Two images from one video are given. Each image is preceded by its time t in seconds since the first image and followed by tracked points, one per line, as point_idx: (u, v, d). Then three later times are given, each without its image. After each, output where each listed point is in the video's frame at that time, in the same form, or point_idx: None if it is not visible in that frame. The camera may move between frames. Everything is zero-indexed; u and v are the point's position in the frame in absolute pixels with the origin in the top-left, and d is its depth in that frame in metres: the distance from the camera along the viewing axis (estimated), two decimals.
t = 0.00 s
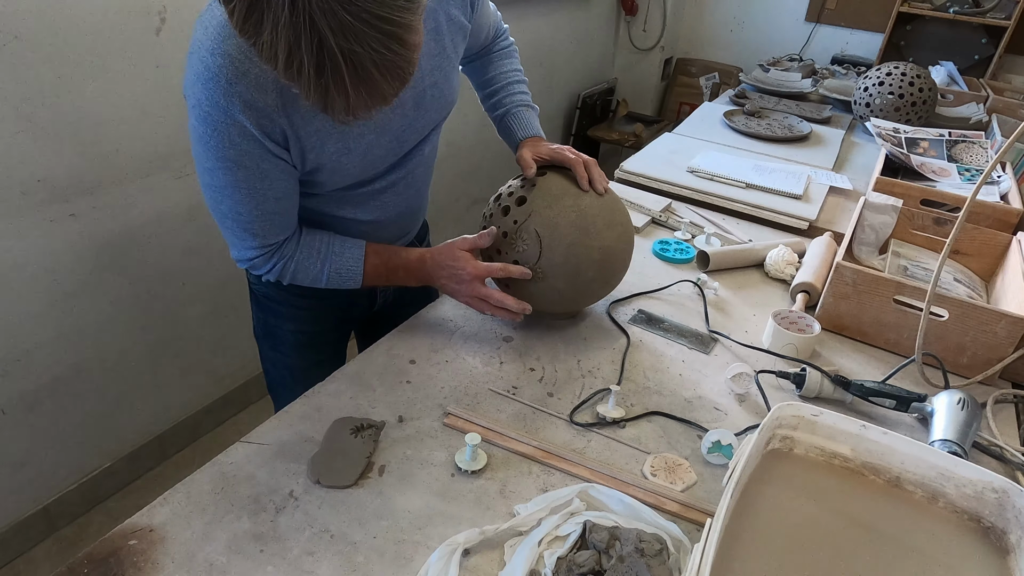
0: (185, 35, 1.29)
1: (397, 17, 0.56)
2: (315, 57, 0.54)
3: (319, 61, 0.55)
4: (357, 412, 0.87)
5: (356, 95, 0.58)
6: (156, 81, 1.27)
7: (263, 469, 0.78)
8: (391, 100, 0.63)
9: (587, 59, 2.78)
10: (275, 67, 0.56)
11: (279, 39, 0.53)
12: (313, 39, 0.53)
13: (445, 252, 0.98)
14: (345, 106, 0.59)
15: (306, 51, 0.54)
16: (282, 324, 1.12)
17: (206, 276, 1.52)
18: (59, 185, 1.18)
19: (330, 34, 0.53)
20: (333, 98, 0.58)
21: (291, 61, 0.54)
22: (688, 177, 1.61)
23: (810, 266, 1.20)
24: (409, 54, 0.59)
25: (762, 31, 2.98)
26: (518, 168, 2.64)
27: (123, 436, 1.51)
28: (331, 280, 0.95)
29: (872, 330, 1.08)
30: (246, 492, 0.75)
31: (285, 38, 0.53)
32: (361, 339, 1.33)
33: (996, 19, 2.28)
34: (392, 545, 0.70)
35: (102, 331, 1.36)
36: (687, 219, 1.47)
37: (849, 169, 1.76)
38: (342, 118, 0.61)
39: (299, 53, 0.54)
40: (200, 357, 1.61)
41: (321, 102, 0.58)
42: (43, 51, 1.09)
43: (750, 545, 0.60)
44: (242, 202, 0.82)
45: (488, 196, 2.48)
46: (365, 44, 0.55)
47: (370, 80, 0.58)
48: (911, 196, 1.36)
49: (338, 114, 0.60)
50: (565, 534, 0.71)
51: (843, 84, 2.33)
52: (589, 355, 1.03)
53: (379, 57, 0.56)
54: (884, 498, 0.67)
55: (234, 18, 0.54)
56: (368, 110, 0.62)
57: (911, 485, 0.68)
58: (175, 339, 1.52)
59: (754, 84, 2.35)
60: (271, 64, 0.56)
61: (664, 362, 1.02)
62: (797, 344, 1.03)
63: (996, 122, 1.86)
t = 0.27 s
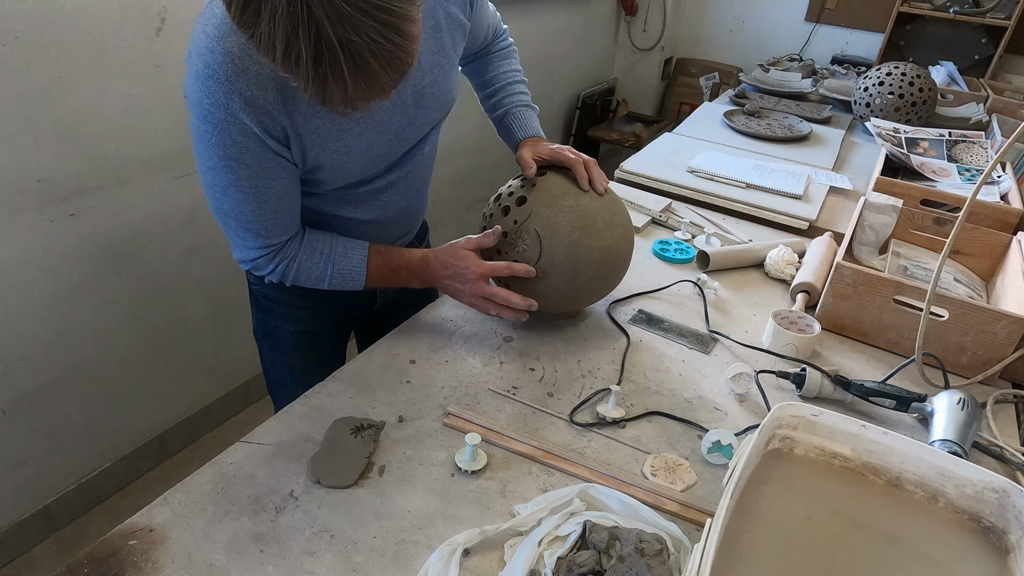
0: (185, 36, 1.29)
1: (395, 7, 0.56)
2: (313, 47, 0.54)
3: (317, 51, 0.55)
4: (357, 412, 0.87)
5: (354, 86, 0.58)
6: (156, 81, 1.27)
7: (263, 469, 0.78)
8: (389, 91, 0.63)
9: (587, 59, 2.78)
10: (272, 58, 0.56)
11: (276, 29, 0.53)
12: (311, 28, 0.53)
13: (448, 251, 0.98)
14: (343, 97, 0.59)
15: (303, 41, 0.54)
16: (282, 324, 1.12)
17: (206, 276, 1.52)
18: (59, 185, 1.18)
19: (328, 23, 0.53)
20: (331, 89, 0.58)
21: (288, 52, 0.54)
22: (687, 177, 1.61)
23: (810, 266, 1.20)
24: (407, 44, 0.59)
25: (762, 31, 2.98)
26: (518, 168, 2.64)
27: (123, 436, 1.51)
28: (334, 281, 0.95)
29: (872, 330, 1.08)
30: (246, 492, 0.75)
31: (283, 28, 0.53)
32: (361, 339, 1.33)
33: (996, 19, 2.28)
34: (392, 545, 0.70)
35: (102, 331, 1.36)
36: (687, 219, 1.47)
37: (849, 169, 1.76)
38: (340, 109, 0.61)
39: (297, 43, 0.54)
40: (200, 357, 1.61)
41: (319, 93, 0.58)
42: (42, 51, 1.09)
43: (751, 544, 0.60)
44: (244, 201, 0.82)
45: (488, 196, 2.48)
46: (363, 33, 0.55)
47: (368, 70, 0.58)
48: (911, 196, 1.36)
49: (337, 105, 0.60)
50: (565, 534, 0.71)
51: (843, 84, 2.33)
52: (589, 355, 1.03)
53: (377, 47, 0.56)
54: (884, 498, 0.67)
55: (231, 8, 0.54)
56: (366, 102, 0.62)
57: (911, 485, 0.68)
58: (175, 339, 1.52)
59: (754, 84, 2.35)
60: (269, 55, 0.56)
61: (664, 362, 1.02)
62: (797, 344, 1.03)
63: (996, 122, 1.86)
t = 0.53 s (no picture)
0: (185, 36, 1.29)
1: None
2: (314, 38, 0.54)
3: (318, 43, 0.55)
4: (357, 412, 0.87)
5: (356, 78, 0.58)
6: (156, 81, 1.27)
7: (263, 469, 0.78)
8: (391, 83, 0.62)
9: (587, 59, 2.78)
10: (274, 52, 0.56)
11: (277, 21, 0.53)
12: (311, 19, 0.53)
13: (453, 255, 0.98)
14: (345, 89, 0.59)
15: (305, 32, 0.54)
16: (282, 324, 1.12)
17: (206, 276, 1.52)
18: (59, 186, 1.18)
19: (328, 14, 0.53)
20: (333, 82, 0.57)
21: (290, 44, 0.54)
22: (687, 177, 1.61)
23: (810, 266, 1.20)
24: (408, 35, 0.59)
25: (762, 31, 2.98)
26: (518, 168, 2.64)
27: (123, 436, 1.50)
28: (335, 284, 0.95)
29: (872, 330, 1.08)
30: (246, 492, 0.75)
31: (284, 20, 0.53)
32: (361, 339, 1.33)
33: (996, 19, 2.28)
34: (391, 545, 0.70)
35: (102, 331, 1.36)
36: (687, 219, 1.47)
37: (849, 169, 1.76)
38: (342, 103, 0.61)
39: (298, 35, 0.54)
40: (200, 357, 1.61)
41: (320, 86, 0.58)
42: (42, 51, 1.09)
43: (751, 545, 0.60)
44: (245, 200, 0.81)
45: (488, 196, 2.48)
46: (363, 24, 0.55)
47: (370, 61, 0.57)
48: (911, 196, 1.36)
49: (339, 99, 0.60)
50: (565, 534, 0.71)
51: (843, 84, 2.33)
52: (589, 355, 1.03)
53: (378, 38, 0.56)
54: (885, 498, 0.67)
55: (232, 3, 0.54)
56: (369, 95, 0.62)
57: (911, 486, 0.68)
58: (175, 339, 1.52)
59: (754, 84, 2.35)
60: (270, 49, 0.56)
61: (664, 362, 1.02)
62: (797, 344, 1.03)
63: (996, 122, 1.86)
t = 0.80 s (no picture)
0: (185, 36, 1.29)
1: None
2: None
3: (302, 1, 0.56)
4: (357, 412, 0.87)
5: (341, 38, 0.59)
6: (156, 81, 1.27)
7: (264, 469, 0.78)
8: (382, 45, 0.63)
9: (587, 59, 2.79)
10: (262, 9, 0.58)
11: None
12: None
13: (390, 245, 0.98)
14: (331, 50, 0.60)
15: None
16: (285, 325, 1.12)
17: (206, 276, 1.52)
18: (59, 186, 1.18)
19: None
20: (318, 41, 0.59)
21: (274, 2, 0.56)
22: (687, 177, 1.61)
23: (810, 266, 1.20)
24: None
25: (762, 32, 2.98)
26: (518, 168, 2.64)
27: (123, 436, 1.51)
28: (280, 268, 0.93)
29: (872, 330, 1.08)
30: (246, 492, 0.75)
31: None
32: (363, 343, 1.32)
33: (996, 19, 2.28)
34: (391, 545, 0.70)
35: (103, 331, 1.36)
36: (687, 219, 1.47)
37: (850, 169, 1.76)
38: (330, 63, 0.63)
39: None
40: (200, 357, 1.61)
41: (307, 45, 0.60)
42: (42, 51, 1.09)
43: (750, 545, 0.60)
44: (212, 180, 0.78)
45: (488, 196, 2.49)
46: None
47: (355, 22, 0.58)
48: (911, 196, 1.36)
49: (326, 59, 0.62)
50: (565, 534, 0.71)
51: (843, 84, 2.33)
52: (589, 355, 1.03)
53: None
54: (885, 499, 0.67)
55: None
56: (354, 57, 0.63)
57: (911, 486, 0.68)
58: (175, 339, 1.52)
59: (754, 84, 2.35)
60: (259, 7, 0.58)
61: (664, 362, 1.02)
62: (797, 344, 1.03)
63: (996, 122, 1.86)
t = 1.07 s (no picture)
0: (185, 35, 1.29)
1: None
2: None
3: None
4: (357, 412, 0.87)
5: None
6: (156, 81, 1.27)
7: (264, 469, 0.78)
8: None
9: (587, 59, 2.79)
10: None
11: None
12: None
13: (386, 275, 0.99)
14: None
15: None
16: (287, 326, 1.12)
17: (206, 276, 1.52)
18: (59, 186, 1.18)
19: None
20: None
21: None
22: (687, 177, 1.61)
23: (810, 266, 1.20)
24: None
25: (762, 32, 2.98)
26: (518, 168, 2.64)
27: (123, 436, 1.51)
28: (269, 267, 0.93)
29: (872, 330, 1.08)
30: (246, 492, 0.75)
31: None
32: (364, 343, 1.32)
33: (996, 19, 2.28)
34: (392, 545, 0.70)
35: (103, 331, 1.36)
36: (687, 219, 1.47)
37: (850, 169, 1.76)
38: None
39: None
40: (200, 357, 1.61)
41: None
42: (42, 51, 1.09)
43: (750, 544, 0.60)
44: (203, 154, 0.80)
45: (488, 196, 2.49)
46: None
47: None
48: (911, 196, 1.36)
49: None
50: (565, 534, 0.71)
51: (843, 84, 2.33)
52: (589, 355, 1.03)
53: None
54: (885, 498, 0.67)
55: None
56: None
57: (911, 486, 0.68)
58: (175, 339, 1.52)
59: (754, 84, 2.35)
60: None
61: (663, 362, 1.02)
62: (797, 344, 1.03)
63: (996, 122, 1.86)
